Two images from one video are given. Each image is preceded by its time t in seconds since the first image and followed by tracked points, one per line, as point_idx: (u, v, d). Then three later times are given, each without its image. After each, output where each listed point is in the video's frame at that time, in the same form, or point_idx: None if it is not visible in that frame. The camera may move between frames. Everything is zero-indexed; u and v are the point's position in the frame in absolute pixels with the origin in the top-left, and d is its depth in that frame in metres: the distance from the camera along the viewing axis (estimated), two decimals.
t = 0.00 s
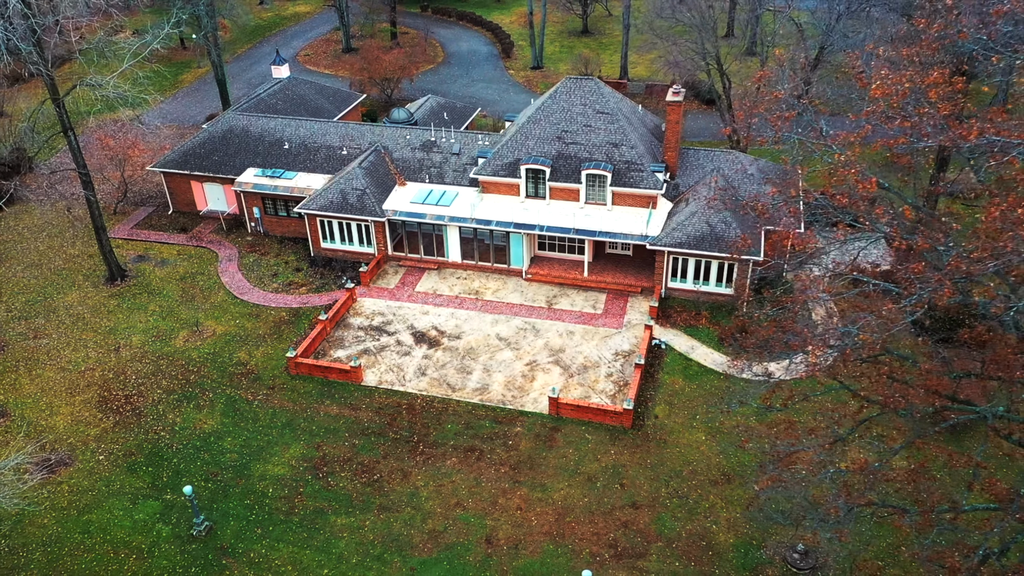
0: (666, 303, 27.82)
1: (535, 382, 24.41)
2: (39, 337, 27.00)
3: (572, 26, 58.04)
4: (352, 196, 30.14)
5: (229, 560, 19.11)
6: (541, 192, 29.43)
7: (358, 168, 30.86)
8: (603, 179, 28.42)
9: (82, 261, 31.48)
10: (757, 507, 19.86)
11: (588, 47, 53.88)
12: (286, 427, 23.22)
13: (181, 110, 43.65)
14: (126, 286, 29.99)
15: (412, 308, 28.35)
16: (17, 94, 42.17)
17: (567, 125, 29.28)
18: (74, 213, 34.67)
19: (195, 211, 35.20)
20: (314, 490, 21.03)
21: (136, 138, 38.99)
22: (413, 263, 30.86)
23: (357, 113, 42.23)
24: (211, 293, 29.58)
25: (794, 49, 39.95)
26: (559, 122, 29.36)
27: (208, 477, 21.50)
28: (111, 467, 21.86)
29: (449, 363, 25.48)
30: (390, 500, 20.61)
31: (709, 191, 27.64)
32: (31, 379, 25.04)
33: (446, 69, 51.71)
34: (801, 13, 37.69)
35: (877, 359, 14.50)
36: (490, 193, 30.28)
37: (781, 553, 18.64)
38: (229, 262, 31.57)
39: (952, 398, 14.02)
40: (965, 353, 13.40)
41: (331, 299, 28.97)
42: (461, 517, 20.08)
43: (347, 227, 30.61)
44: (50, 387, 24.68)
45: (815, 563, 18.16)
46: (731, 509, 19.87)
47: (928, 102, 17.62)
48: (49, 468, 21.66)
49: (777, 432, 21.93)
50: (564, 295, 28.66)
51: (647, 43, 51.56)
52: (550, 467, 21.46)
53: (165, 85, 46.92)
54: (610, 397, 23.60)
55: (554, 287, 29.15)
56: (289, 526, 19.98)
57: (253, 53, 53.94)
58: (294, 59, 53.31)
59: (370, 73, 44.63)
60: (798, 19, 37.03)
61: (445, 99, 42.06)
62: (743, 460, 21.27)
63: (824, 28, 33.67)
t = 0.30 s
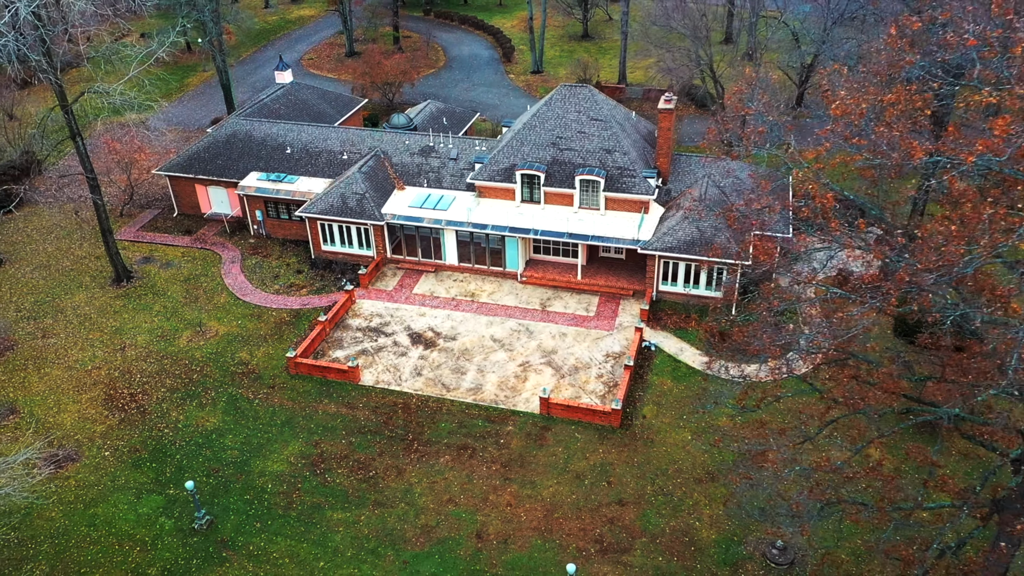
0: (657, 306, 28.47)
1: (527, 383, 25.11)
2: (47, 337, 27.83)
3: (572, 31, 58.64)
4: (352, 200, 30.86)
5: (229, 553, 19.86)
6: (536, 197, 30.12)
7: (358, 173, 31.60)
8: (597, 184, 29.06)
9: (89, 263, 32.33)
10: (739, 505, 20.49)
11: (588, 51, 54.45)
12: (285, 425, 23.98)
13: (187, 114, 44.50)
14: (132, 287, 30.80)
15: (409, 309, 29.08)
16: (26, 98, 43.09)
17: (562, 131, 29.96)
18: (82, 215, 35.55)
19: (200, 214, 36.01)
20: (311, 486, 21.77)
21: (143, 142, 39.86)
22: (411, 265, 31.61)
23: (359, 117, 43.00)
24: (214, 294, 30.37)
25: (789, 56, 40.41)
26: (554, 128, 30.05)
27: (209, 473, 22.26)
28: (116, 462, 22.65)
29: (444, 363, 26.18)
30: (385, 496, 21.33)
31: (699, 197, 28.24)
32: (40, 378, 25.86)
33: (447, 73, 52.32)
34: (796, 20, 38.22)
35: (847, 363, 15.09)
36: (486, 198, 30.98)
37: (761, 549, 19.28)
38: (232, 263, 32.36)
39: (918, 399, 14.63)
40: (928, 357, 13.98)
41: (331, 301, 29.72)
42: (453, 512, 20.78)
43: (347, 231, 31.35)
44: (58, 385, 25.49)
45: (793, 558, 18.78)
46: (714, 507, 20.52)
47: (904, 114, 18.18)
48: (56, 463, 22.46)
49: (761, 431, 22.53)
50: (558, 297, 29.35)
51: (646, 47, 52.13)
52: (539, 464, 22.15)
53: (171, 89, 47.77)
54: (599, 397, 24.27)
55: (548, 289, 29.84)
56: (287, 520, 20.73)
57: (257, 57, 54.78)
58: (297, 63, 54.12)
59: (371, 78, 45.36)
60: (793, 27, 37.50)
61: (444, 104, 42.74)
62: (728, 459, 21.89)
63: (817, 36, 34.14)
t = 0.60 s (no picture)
0: (648, 308, 29.12)
1: (520, 383, 25.78)
2: (54, 336, 28.63)
3: (572, 35, 59.26)
4: (351, 204, 31.59)
5: (229, 546, 20.59)
6: (530, 202, 30.81)
7: (357, 177, 32.32)
8: (590, 189, 29.73)
9: (95, 264, 33.12)
10: (723, 501, 21.14)
11: (587, 56, 54.97)
12: (285, 423, 24.71)
13: (191, 118, 45.30)
14: (137, 288, 31.58)
15: (406, 311, 29.80)
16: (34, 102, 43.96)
17: (556, 137, 30.64)
18: (88, 217, 36.36)
19: (203, 216, 36.78)
20: (309, 482, 22.49)
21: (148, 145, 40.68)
22: (408, 267, 32.34)
23: (359, 121, 43.76)
24: (217, 295, 31.12)
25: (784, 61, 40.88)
26: (549, 134, 30.74)
27: (211, 469, 22.99)
28: (121, 458, 23.40)
29: (439, 364, 26.89)
30: (380, 492, 22.04)
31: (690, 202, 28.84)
32: (47, 376, 26.63)
33: (447, 76, 52.92)
34: (789, 26, 38.80)
35: (820, 364, 15.71)
36: (482, 202, 31.68)
37: (742, 544, 19.92)
38: (234, 265, 33.12)
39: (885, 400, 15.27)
40: (895, 358, 14.61)
41: (330, 302, 30.46)
42: (445, 508, 21.48)
43: (346, 234, 32.08)
44: (65, 384, 26.26)
45: (773, 553, 19.40)
46: (699, 503, 21.18)
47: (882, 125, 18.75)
48: (63, 459, 23.21)
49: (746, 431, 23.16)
50: (552, 299, 30.03)
51: (644, 52, 52.74)
52: (530, 462, 22.83)
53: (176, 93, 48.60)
54: (589, 397, 24.94)
55: (542, 291, 30.53)
56: (286, 515, 21.44)
57: (261, 60, 55.58)
58: (300, 66, 54.87)
59: (372, 82, 46.04)
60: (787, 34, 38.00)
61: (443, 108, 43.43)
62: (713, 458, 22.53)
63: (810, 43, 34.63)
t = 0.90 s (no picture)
0: (639, 309, 29.78)
1: (513, 383, 26.45)
2: (60, 336, 29.37)
3: (571, 38, 59.87)
4: (350, 207, 32.27)
5: (229, 539, 21.29)
6: (525, 205, 31.45)
7: (356, 181, 32.99)
8: (583, 193, 30.36)
9: (99, 265, 33.87)
10: (707, 498, 21.78)
11: (585, 59, 55.53)
12: (284, 421, 25.41)
13: (194, 121, 46.03)
14: (140, 289, 32.31)
15: (403, 312, 30.49)
16: (40, 105, 44.76)
17: (550, 142, 31.28)
18: (93, 219, 37.12)
19: (205, 218, 37.52)
20: (307, 478, 23.19)
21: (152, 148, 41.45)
22: (406, 269, 33.03)
23: (359, 125, 44.47)
24: (218, 296, 31.84)
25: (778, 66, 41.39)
26: (543, 139, 31.38)
27: (212, 466, 23.71)
28: (124, 455, 24.12)
29: (434, 363, 27.57)
30: (375, 488, 22.73)
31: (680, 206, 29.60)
32: (53, 375, 27.37)
33: (447, 80, 53.53)
34: (783, 32, 39.35)
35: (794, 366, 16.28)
36: (478, 205, 32.34)
37: (725, 539, 20.56)
38: (236, 267, 33.85)
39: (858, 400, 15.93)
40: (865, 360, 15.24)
41: (329, 303, 31.16)
42: (438, 503, 22.15)
43: (345, 236, 32.79)
44: (70, 382, 27.01)
45: (755, 548, 20.03)
46: (684, 500, 21.82)
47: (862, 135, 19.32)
48: (68, 455, 23.96)
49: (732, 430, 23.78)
50: (545, 301, 30.70)
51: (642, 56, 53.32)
52: (522, 460, 23.49)
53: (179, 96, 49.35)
54: (580, 397, 25.60)
55: (536, 293, 31.21)
56: (284, 510, 22.14)
57: (263, 63, 56.31)
58: (302, 70, 55.57)
59: (372, 86, 46.68)
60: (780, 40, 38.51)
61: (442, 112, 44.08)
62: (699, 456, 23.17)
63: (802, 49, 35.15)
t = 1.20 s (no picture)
0: (630, 311, 30.54)
1: (505, 382, 27.20)
2: (65, 336, 30.17)
3: (568, 42, 60.55)
4: (348, 210, 33.05)
5: (230, 533, 22.07)
6: (519, 208, 32.20)
7: (354, 185, 33.76)
8: (575, 197, 31.08)
9: (104, 266, 34.69)
10: (691, 493, 22.50)
11: (582, 63, 56.17)
12: (282, 418, 26.19)
13: (196, 124, 46.81)
14: (143, 290, 33.11)
15: (400, 312, 31.26)
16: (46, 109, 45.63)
17: (544, 147, 32.03)
18: (97, 221, 37.95)
19: (207, 221, 38.32)
20: (305, 474, 23.95)
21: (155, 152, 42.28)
22: (403, 271, 33.81)
23: (359, 129, 45.27)
24: (219, 297, 32.63)
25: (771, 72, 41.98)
26: (537, 145, 32.13)
27: (213, 461, 24.49)
28: (128, 451, 24.91)
29: (429, 363, 28.33)
30: (371, 483, 23.49)
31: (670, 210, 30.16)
32: (59, 373, 28.17)
33: (446, 84, 54.23)
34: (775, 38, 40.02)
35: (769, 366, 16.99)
36: (473, 209, 33.09)
37: (708, 533, 21.28)
38: (237, 268, 34.64)
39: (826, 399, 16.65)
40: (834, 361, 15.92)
41: (327, 304, 31.94)
42: (431, 498, 22.90)
43: (343, 239, 33.57)
44: (76, 381, 27.81)
45: (736, 542, 20.73)
46: (669, 495, 22.55)
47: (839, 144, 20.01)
48: (74, 451, 24.76)
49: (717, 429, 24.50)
50: (539, 302, 31.45)
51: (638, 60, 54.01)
52: (513, 456, 24.24)
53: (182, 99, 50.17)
54: (570, 396, 26.34)
55: (529, 295, 31.95)
56: (282, 504, 22.91)
57: (265, 67, 57.13)
58: (303, 73, 56.34)
59: (372, 90, 47.41)
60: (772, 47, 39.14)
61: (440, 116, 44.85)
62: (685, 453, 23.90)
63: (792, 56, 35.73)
